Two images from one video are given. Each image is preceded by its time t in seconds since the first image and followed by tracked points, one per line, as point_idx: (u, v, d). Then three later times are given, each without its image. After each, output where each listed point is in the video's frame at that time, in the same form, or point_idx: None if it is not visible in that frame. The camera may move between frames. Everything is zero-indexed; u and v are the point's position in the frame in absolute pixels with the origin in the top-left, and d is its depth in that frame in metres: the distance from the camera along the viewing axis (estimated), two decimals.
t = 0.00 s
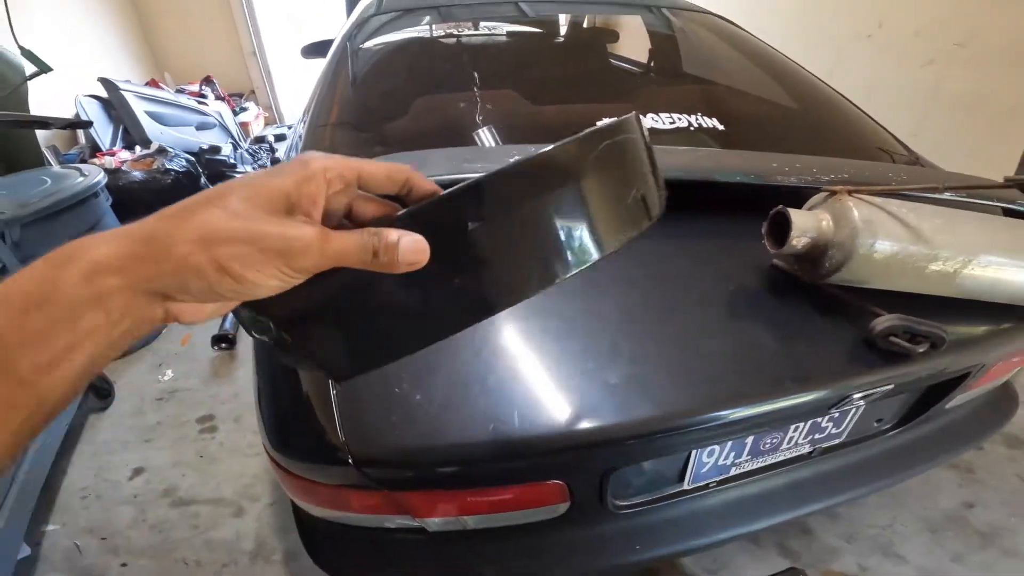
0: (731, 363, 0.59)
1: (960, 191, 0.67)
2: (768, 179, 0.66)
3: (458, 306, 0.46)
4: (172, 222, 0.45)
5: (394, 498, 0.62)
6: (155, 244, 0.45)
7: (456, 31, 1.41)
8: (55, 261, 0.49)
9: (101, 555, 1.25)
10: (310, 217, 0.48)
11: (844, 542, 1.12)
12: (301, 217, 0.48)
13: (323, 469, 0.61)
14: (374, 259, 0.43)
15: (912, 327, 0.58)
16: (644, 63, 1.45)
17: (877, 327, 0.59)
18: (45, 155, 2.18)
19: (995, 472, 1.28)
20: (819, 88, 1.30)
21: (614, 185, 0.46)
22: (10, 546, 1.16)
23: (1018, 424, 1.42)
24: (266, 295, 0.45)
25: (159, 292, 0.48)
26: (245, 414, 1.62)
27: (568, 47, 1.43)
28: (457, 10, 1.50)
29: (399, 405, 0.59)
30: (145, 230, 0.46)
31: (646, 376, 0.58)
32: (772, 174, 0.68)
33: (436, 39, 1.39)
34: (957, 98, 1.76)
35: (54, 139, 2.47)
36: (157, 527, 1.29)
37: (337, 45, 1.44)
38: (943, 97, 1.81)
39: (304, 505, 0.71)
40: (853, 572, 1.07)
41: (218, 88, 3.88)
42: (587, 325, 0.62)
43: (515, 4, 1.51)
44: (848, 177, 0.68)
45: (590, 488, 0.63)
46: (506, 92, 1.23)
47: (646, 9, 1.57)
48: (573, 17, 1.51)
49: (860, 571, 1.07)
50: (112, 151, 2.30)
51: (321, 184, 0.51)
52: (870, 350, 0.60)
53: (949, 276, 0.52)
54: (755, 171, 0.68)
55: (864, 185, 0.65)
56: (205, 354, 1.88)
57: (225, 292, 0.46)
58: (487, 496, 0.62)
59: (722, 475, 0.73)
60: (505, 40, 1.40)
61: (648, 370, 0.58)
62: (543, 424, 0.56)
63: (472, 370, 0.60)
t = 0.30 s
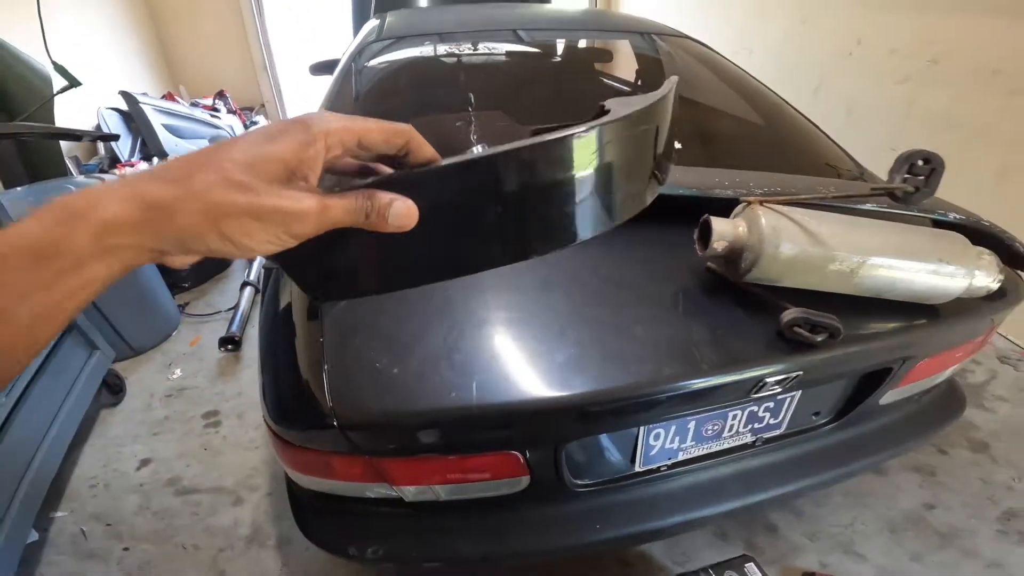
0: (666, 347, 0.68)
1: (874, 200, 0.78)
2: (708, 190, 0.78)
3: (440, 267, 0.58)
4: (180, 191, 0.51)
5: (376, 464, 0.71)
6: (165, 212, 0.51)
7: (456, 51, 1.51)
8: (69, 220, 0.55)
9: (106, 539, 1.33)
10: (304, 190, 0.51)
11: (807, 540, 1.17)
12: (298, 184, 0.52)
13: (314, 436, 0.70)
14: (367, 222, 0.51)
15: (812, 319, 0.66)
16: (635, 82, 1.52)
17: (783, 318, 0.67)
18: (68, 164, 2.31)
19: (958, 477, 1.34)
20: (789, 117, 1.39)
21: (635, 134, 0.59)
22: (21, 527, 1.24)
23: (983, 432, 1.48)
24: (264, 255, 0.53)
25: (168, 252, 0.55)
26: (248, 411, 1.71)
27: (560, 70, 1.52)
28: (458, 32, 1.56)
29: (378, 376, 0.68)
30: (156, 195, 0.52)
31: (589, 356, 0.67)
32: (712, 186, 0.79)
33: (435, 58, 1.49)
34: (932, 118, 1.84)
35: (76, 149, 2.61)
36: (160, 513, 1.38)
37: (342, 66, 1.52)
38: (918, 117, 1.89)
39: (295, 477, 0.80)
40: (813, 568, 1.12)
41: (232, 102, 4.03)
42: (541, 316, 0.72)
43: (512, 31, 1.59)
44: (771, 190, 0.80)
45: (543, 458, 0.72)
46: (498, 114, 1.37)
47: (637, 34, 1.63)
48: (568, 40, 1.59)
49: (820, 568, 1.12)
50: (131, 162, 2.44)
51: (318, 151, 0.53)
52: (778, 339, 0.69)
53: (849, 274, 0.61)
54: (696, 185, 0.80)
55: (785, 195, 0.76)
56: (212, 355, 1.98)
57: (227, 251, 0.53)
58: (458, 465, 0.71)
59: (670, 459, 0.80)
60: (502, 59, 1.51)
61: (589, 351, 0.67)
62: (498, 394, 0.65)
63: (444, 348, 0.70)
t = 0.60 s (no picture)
0: (621, 349, 0.74)
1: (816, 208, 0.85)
2: (668, 203, 0.85)
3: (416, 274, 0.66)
4: (195, 317, 0.55)
5: (352, 454, 0.75)
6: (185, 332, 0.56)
7: (453, 64, 1.55)
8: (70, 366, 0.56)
9: (100, 535, 1.37)
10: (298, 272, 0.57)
11: (780, 542, 1.20)
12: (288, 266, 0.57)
13: (293, 426, 0.74)
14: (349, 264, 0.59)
15: (752, 320, 0.74)
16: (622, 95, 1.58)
17: (727, 320, 0.75)
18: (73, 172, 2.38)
19: (933, 483, 1.37)
20: (765, 133, 1.43)
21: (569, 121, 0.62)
22: (17, 520, 1.29)
23: (959, 438, 1.51)
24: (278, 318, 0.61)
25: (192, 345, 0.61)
26: (242, 413, 1.75)
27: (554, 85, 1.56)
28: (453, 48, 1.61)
29: (353, 369, 0.74)
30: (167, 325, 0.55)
31: (551, 354, 0.73)
32: (672, 198, 0.87)
33: (432, 70, 1.53)
34: (911, 133, 1.89)
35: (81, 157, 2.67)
36: (153, 510, 1.42)
37: (340, 79, 1.56)
38: (898, 132, 1.94)
39: (277, 470, 0.85)
40: (784, 570, 1.15)
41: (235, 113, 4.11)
42: (508, 317, 0.78)
43: (507, 48, 1.61)
44: (723, 201, 0.86)
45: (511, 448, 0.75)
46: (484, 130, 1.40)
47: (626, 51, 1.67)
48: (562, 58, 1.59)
49: (791, 570, 1.15)
50: (134, 171, 2.50)
51: (297, 233, 0.56)
52: (725, 341, 0.76)
53: (788, 277, 0.72)
54: (658, 197, 0.87)
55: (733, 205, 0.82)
56: (208, 359, 2.02)
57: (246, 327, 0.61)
58: (429, 456, 0.76)
59: (634, 457, 0.84)
60: (498, 73, 1.54)
61: (551, 350, 0.74)
62: (462, 386, 0.70)
63: (413, 343, 0.75)
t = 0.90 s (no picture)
0: (615, 361, 0.75)
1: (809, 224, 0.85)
2: (662, 217, 0.86)
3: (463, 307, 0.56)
4: (308, 466, 0.55)
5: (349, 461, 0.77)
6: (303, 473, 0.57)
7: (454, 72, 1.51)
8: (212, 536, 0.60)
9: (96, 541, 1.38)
10: (364, 384, 0.50)
11: (776, 554, 1.20)
12: (351, 381, 0.51)
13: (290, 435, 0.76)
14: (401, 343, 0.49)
15: (747, 334, 0.75)
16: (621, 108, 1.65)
17: (722, 334, 0.75)
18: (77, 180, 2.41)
19: (930, 494, 1.37)
20: (764, 147, 1.44)
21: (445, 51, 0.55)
22: (13, 525, 1.30)
23: (956, 450, 1.52)
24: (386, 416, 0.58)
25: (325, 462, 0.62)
26: (240, 421, 1.76)
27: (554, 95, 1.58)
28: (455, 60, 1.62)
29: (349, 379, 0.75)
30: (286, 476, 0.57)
31: (546, 365, 0.74)
32: (667, 212, 0.88)
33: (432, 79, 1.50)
34: (908, 146, 1.91)
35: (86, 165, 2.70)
36: (148, 516, 1.44)
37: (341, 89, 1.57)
38: (896, 147, 1.96)
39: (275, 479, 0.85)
40: None
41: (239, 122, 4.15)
42: (503, 327, 0.79)
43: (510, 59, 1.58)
44: (718, 215, 0.87)
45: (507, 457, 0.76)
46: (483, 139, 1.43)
47: (628, 63, 1.67)
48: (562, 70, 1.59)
49: None
50: (138, 179, 2.53)
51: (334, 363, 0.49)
52: (719, 354, 0.76)
53: (782, 291, 0.73)
54: (654, 210, 0.89)
55: (727, 219, 0.83)
56: (207, 367, 2.03)
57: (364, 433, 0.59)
58: (425, 465, 0.77)
59: (629, 469, 0.84)
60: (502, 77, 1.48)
61: (546, 361, 0.75)
62: (457, 397, 0.71)
63: (410, 353, 0.76)
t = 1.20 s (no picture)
0: (619, 371, 0.75)
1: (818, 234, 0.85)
2: (668, 227, 0.87)
3: (468, 292, 0.61)
4: (293, 433, 0.59)
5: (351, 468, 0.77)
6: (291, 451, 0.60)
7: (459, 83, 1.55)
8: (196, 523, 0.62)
9: (92, 545, 1.37)
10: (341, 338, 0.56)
11: (779, 564, 1.19)
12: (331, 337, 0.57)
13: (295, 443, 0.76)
14: (393, 306, 0.55)
15: (754, 343, 0.74)
16: (625, 117, 1.66)
17: (729, 344, 0.75)
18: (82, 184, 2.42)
19: (934, 505, 1.36)
20: (769, 159, 1.44)
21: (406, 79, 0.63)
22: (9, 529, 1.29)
23: (960, 461, 1.51)
24: (375, 407, 0.59)
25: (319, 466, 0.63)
26: (240, 427, 1.76)
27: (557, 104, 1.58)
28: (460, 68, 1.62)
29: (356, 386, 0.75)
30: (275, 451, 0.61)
31: (552, 375, 0.74)
32: (674, 222, 0.88)
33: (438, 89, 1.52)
34: (912, 157, 1.91)
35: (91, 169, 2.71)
36: (145, 521, 1.44)
37: (348, 97, 1.59)
38: (900, 158, 1.96)
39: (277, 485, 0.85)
40: None
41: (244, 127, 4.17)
42: (510, 335, 0.79)
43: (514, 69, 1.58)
44: (725, 226, 0.87)
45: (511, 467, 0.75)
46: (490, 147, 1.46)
47: (631, 73, 1.67)
48: (567, 79, 1.59)
49: None
50: (143, 184, 2.54)
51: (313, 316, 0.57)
52: (726, 364, 0.76)
53: (789, 301, 0.73)
54: (660, 220, 0.89)
55: (734, 229, 0.83)
56: (209, 373, 2.03)
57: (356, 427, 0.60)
58: (427, 474, 0.77)
59: (634, 478, 0.84)
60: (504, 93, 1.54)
61: (553, 371, 0.74)
62: (465, 405, 0.71)
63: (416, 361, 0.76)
